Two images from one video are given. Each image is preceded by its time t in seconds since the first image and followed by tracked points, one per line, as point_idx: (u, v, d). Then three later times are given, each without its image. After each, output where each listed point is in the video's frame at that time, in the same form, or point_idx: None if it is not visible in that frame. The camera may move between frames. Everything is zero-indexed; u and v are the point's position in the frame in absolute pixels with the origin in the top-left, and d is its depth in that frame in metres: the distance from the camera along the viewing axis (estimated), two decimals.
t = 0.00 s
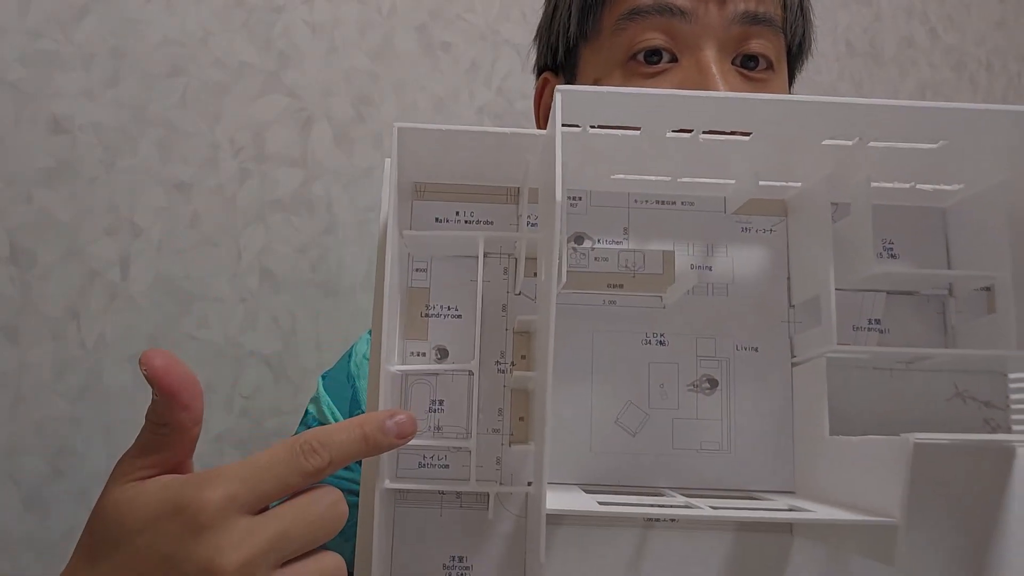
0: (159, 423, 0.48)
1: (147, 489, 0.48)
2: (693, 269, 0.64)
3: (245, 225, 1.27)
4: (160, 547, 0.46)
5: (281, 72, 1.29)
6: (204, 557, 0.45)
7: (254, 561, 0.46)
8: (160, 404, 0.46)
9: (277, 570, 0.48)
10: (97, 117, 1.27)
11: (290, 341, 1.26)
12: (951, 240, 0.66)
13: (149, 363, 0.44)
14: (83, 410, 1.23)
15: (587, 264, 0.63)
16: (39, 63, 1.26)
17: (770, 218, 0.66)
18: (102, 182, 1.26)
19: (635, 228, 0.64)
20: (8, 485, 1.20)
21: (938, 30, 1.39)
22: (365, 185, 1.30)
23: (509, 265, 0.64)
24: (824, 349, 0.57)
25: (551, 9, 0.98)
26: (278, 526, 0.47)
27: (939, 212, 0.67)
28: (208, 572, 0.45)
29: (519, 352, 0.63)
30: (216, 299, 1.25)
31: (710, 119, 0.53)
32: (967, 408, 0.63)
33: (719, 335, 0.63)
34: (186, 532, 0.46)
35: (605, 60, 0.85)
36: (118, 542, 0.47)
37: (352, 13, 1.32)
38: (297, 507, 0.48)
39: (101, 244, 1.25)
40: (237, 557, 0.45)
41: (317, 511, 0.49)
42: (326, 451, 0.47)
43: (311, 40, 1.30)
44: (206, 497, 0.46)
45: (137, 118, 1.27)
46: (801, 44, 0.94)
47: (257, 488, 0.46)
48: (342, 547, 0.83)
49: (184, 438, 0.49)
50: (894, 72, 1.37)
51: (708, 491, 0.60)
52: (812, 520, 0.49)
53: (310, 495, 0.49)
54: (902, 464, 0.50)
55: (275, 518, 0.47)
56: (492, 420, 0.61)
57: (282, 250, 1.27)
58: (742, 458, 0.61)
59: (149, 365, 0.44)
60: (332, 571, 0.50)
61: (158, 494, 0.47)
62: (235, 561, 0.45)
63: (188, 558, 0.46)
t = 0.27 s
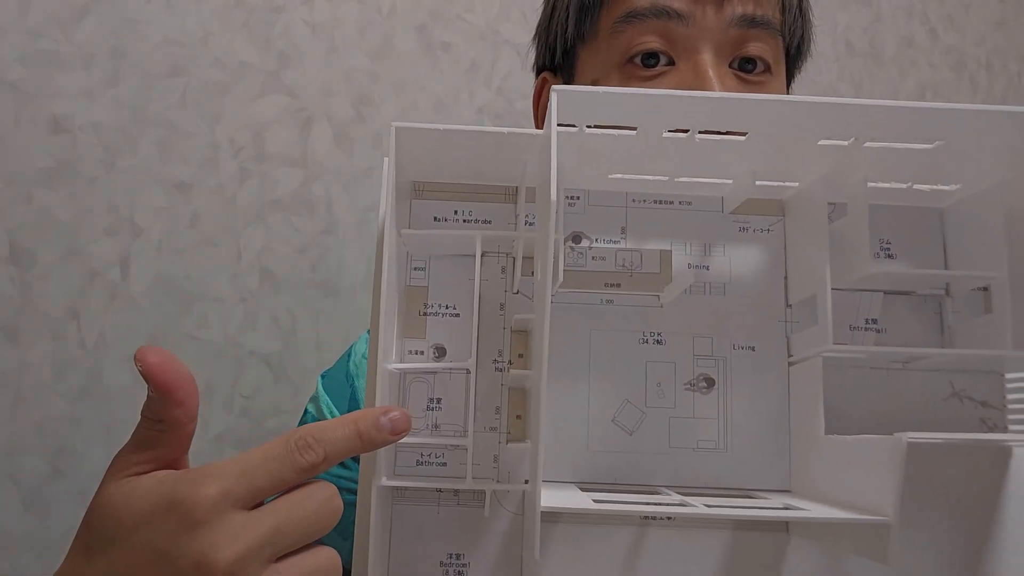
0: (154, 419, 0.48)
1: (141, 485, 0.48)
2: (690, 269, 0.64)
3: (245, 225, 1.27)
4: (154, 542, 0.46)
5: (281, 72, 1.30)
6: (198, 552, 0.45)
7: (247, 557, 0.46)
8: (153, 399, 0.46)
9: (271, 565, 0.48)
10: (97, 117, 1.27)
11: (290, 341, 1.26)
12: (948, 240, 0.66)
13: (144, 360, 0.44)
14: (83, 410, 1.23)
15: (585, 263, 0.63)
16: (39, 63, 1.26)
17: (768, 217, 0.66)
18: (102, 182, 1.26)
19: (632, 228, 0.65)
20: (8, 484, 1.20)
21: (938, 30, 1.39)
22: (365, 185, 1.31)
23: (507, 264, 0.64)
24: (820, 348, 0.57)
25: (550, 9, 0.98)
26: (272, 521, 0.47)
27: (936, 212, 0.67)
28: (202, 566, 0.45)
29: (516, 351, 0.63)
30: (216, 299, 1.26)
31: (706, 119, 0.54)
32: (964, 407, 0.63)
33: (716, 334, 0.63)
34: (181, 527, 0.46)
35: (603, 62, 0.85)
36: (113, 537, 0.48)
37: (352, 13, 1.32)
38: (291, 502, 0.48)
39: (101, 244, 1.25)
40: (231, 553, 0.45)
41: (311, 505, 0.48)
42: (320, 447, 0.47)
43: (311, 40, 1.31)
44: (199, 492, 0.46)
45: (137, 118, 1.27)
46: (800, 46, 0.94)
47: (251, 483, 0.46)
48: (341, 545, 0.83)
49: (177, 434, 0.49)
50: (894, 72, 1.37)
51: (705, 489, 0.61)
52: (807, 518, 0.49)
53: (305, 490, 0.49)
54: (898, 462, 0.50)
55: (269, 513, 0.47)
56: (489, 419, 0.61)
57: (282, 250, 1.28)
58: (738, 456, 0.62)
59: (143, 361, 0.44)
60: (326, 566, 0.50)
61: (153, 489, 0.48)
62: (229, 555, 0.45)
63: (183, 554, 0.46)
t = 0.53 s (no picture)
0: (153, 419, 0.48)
1: (141, 485, 0.48)
2: (690, 269, 0.64)
3: (245, 225, 1.27)
4: (153, 542, 0.46)
5: (281, 72, 1.30)
6: (198, 551, 0.46)
7: (247, 557, 0.46)
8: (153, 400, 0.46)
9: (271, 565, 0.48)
10: (97, 117, 1.27)
11: (290, 341, 1.26)
12: (947, 240, 0.66)
13: (144, 360, 0.44)
14: (83, 410, 1.23)
15: (585, 264, 0.63)
16: (39, 63, 1.26)
17: (768, 217, 0.66)
18: (102, 182, 1.26)
19: (632, 228, 0.65)
20: (8, 484, 1.20)
21: (938, 30, 1.39)
22: (365, 185, 1.31)
23: (507, 264, 0.64)
24: (820, 349, 0.57)
25: (551, 8, 0.98)
26: (272, 520, 0.47)
27: (936, 212, 0.67)
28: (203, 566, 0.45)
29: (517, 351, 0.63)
30: (216, 299, 1.26)
31: (706, 120, 0.54)
32: (963, 408, 0.63)
33: (716, 335, 0.63)
34: (181, 527, 0.46)
35: (603, 62, 0.85)
36: (112, 538, 0.47)
37: (352, 13, 1.32)
38: (291, 501, 0.48)
39: (101, 243, 1.25)
40: (231, 552, 0.45)
41: (311, 505, 0.48)
42: (321, 447, 0.47)
43: (310, 40, 1.31)
44: (200, 492, 0.46)
45: (137, 118, 1.27)
46: (800, 47, 0.95)
47: (252, 483, 0.47)
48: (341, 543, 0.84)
49: (178, 435, 0.49)
50: (894, 72, 1.37)
51: (705, 490, 0.61)
52: (807, 519, 0.49)
53: (305, 491, 0.49)
54: (898, 463, 0.50)
55: (269, 514, 0.47)
56: (490, 419, 0.61)
57: (282, 250, 1.28)
58: (738, 457, 0.62)
59: (144, 361, 0.44)
60: (327, 566, 0.50)
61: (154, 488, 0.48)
62: (229, 555, 0.45)
63: (183, 553, 0.46)
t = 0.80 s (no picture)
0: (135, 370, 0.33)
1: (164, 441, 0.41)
2: (687, 277, 0.64)
3: (245, 225, 1.27)
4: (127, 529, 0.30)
5: (281, 72, 1.29)
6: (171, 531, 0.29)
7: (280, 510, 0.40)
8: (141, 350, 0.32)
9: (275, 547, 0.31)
10: (97, 117, 1.27)
11: (289, 341, 1.26)
12: (946, 245, 0.66)
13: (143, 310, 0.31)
14: (83, 410, 1.23)
15: (581, 271, 0.63)
16: (39, 63, 1.26)
17: (765, 223, 0.66)
18: (102, 183, 1.26)
19: (629, 234, 0.64)
20: (8, 484, 1.20)
21: (938, 30, 1.39)
22: (365, 185, 1.30)
23: (503, 272, 0.64)
24: (817, 357, 0.57)
25: (552, 7, 0.97)
26: (255, 492, 0.30)
27: (933, 217, 0.67)
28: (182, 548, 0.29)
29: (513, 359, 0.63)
30: (216, 299, 1.25)
31: (703, 127, 0.54)
32: (960, 413, 0.63)
33: (713, 343, 0.63)
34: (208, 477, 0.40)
35: (605, 63, 0.85)
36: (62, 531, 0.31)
37: (352, 13, 1.32)
38: (289, 464, 0.32)
39: (101, 243, 1.25)
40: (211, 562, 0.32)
41: (307, 465, 0.33)
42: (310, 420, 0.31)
43: (310, 40, 1.31)
44: (175, 458, 0.30)
45: (137, 118, 1.27)
46: (802, 47, 0.94)
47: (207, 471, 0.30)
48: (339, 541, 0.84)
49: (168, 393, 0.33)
50: (894, 73, 1.37)
51: (703, 499, 0.60)
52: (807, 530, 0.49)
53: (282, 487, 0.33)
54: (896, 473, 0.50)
55: (263, 472, 0.31)
56: (486, 428, 0.61)
57: (282, 251, 1.27)
58: (736, 466, 0.61)
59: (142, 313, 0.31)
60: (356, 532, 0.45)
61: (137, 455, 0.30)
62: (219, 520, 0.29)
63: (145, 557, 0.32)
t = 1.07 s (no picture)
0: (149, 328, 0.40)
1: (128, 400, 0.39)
2: (688, 274, 0.64)
3: (245, 225, 1.27)
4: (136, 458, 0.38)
5: (281, 72, 1.29)
6: (190, 463, 0.37)
7: (252, 466, 0.38)
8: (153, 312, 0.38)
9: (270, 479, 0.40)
10: (97, 117, 1.27)
11: (289, 341, 1.26)
12: (948, 248, 0.65)
13: (155, 272, 0.37)
14: (83, 411, 1.23)
15: (581, 267, 0.62)
16: (39, 63, 1.26)
17: (767, 221, 0.65)
18: (102, 183, 1.26)
19: (631, 231, 0.64)
20: (8, 484, 1.20)
21: (938, 30, 1.39)
22: (365, 185, 1.30)
23: (504, 268, 0.63)
24: (817, 356, 0.57)
25: (557, 5, 0.97)
26: (274, 435, 0.39)
27: (936, 219, 0.66)
28: (200, 475, 0.37)
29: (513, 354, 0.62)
30: (216, 299, 1.25)
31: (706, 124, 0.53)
32: (960, 415, 0.63)
33: (714, 340, 0.63)
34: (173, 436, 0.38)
35: (608, 65, 0.84)
36: (91, 455, 0.39)
37: (352, 13, 1.32)
38: (294, 417, 0.40)
39: (101, 243, 1.25)
40: (231, 460, 0.38)
41: (315, 422, 0.41)
42: (325, 359, 0.39)
43: (310, 40, 1.30)
44: (194, 402, 0.38)
45: (137, 118, 1.27)
46: (807, 50, 0.94)
47: (251, 399, 0.38)
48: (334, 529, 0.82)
49: (173, 352, 0.40)
50: (894, 73, 1.37)
51: (700, 495, 0.60)
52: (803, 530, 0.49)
53: (304, 411, 0.41)
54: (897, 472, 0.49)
55: (277, 422, 0.40)
56: (484, 423, 0.61)
57: (282, 250, 1.27)
58: (734, 462, 0.61)
59: (153, 274, 0.37)
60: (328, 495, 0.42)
61: (134, 408, 0.38)
62: (228, 463, 0.38)
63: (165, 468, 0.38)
